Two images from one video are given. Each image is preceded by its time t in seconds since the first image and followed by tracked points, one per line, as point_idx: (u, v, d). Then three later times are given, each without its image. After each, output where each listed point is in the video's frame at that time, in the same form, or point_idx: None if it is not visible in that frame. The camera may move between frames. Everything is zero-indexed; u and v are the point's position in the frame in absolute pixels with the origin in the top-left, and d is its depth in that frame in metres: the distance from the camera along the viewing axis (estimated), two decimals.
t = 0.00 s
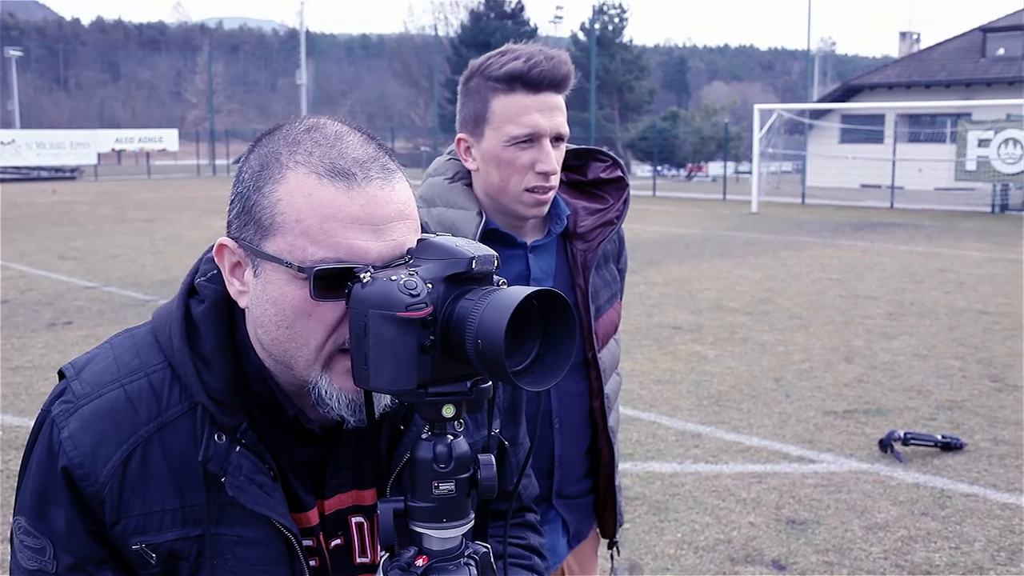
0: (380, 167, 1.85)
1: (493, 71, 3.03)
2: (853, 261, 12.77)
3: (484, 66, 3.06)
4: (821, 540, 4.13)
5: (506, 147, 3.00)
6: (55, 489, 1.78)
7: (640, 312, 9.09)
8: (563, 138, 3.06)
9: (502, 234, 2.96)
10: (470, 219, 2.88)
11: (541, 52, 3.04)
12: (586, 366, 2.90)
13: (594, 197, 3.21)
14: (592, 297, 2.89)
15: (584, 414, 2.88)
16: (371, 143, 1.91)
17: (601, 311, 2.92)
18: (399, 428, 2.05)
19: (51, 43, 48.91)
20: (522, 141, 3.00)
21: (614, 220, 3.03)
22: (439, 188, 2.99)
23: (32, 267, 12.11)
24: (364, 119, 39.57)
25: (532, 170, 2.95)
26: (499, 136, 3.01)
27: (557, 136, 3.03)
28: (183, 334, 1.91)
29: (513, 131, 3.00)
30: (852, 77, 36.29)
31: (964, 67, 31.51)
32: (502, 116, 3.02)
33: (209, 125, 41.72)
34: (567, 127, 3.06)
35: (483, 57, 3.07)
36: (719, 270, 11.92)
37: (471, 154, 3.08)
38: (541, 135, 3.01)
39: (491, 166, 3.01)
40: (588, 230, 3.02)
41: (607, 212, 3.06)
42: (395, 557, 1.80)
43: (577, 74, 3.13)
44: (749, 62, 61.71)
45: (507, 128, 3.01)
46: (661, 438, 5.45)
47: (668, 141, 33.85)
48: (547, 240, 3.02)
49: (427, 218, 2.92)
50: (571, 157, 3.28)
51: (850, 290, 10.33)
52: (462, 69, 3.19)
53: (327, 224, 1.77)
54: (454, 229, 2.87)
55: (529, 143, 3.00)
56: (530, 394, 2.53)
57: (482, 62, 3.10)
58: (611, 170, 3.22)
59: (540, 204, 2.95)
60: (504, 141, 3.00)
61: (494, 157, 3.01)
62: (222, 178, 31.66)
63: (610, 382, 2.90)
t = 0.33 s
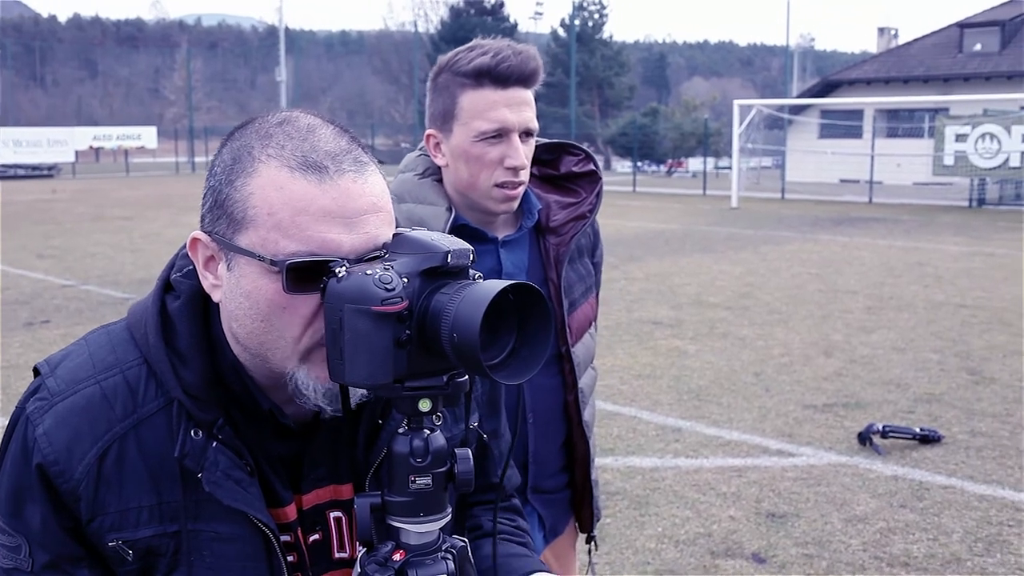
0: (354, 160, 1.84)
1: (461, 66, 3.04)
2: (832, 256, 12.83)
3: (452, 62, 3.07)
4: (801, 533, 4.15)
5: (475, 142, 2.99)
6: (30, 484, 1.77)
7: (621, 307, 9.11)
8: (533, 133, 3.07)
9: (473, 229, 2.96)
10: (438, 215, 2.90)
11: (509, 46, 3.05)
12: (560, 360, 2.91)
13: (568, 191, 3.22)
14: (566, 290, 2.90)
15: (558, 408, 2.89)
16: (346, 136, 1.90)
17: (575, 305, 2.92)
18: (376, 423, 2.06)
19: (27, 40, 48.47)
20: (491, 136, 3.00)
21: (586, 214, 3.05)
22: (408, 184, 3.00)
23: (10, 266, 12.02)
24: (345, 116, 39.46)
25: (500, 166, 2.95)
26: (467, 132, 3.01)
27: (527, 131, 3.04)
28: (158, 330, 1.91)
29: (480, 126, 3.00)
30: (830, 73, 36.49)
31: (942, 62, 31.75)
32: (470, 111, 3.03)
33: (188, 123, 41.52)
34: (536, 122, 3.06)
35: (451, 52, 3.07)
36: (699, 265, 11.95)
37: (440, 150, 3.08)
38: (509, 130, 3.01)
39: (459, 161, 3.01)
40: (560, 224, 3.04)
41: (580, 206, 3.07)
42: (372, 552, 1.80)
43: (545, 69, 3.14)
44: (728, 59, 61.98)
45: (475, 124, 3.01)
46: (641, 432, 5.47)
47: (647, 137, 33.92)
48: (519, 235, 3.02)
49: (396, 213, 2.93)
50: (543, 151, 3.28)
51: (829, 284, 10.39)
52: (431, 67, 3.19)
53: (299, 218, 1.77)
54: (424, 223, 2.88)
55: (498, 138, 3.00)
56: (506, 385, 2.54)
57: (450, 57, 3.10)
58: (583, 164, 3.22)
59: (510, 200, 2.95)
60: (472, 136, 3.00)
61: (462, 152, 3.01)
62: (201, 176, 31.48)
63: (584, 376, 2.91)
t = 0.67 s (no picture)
0: (324, 162, 1.83)
1: (433, 66, 3.04)
2: (808, 256, 12.91)
3: (423, 62, 3.07)
4: (779, 532, 4.18)
5: (449, 141, 3.00)
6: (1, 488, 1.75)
7: (598, 309, 9.13)
8: (506, 132, 3.07)
9: (446, 231, 2.95)
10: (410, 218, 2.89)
11: (481, 46, 3.06)
12: (534, 363, 2.91)
13: (541, 192, 3.22)
14: (540, 292, 2.90)
15: (534, 411, 2.89)
16: (315, 138, 1.90)
17: (550, 307, 2.92)
18: (350, 424, 2.05)
19: None
20: (465, 135, 3.00)
21: (559, 214, 3.06)
22: (380, 187, 2.99)
23: None
24: (321, 117, 39.32)
25: (476, 164, 2.95)
26: (442, 131, 3.01)
27: (501, 130, 3.04)
28: (130, 332, 1.89)
29: (456, 125, 3.01)
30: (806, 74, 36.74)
31: (915, 63, 32.08)
32: (444, 111, 3.03)
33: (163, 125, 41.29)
34: (510, 122, 3.07)
35: (423, 53, 3.08)
36: (676, 266, 12.01)
37: (414, 151, 3.07)
38: (484, 128, 3.01)
39: (433, 161, 3.00)
40: (532, 225, 3.04)
41: (553, 207, 3.08)
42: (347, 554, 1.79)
43: (516, 69, 3.15)
44: (705, 60, 62.30)
45: (450, 122, 3.02)
46: (619, 433, 5.49)
47: (624, 138, 34.05)
48: (493, 236, 3.02)
49: (368, 216, 2.94)
50: (516, 152, 3.28)
51: (805, 285, 10.45)
52: (401, 69, 3.19)
53: (270, 221, 1.76)
54: (396, 225, 2.87)
55: (473, 136, 3.00)
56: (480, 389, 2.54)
57: (421, 58, 3.10)
58: (557, 165, 3.23)
59: (486, 198, 2.94)
60: (446, 135, 3.00)
61: (437, 152, 3.00)
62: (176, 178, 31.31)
63: (560, 379, 2.91)
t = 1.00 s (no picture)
0: (302, 165, 1.83)
1: (410, 67, 3.07)
2: (789, 258, 12.97)
3: (399, 66, 3.09)
4: (761, 533, 4.19)
5: (433, 137, 2.99)
6: None
7: (581, 312, 9.14)
8: (489, 126, 3.07)
9: (431, 234, 2.94)
10: (392, 219, 2.88)
11: (455, 43, 3.09)
12: (515, 365, 2.90)
13: (525, 192, 3.21)
14: (521, 293, 2.89)
15: (515, 412, 2.89)
16: (294, 140, 1.89)
17: (531, 309, 2.91)
18: (329, 428, 2.04)
19: None
20: (449, 130, 3.00)
21: (543, 215, 3.05)
22: (363, 189, 2.98)
23: None
24: (302, 122, 39.22)
25: (464, 158, 2.95)
26: (425, 129, 3.00)
27: (484, 122, 3.05)
28: (108, 336, 1.87)
29: (439, 120, 3.01)
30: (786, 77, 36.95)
31: (894, 67, 32.32)
32: (425, 108, 3.03)
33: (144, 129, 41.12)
34: (491, 115, 3.08)
35: (397, 58, 3.10)
36: (659, 269, 12.03)
37: (397, 154, 3.05)
38: (468, 122, 3.01)
39: (420, 161, 2.99)
40: (516, 227, 3.04)
41: (536, 207, 3.08)
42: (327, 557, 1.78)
43: (491, 67, 3.18)
44: (686, 64, 62.54)
45: (433, 118, 3.01)
46: (602, 436, 5.49)
47: (606, 141, 34.18)
48: (475, 239, 3.01)
49: (350, 219, 2.92)
50: (497, 155, 3.27)
51: (787, 287, 10.49)
52: (377, 79, 3.20)
53: (249, 224, 1.76)
54: (376, 228, 2.86)
55: (457, 130, 3.00)
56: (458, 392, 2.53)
57: (396, 65, 3.13)
58: (540, 165, 3.22)
59: (478, 192, 2.92)
60: (430, 132, 3.00)
61: (422, 151, 2.99)
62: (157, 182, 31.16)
63: (541, 381, 2.89)
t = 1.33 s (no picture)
0: (279, 169, 1.82)
1: (382, 72, 2.93)
2: (771, 260, 13.03)
3: (370, 77, 2.97)
4: (744, 535, 4.21)
5: (417, 135, 2.86)
6: None
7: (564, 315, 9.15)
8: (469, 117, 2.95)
9: (421, 238, 2.84)
10: (380, 225, 2.80)
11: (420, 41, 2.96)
12: (499, 372, 2.83)
13: (511, 199, 3.09)
14: (506, 300, 2.80)
15: (497, 418, 2.83)
16: (270, 144, 1.89)
17: (516, 316, 2.82)
18: (309, 429, 2.02)
19: None
20: (431, 125, 2.87)
21: (530, 221, 2.95)
22: (351, 197, 2.88)
23: None
24: (285, 125, 39.18)
25: (450, 152, 2.83)
26: (407, 128, 2.86)
27: (465, 114, 2.93)
28: (86, 336, 1.86)
29: (419, 118, 2.87)
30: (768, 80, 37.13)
31: (875, 70, 32.52)
32: (402, 110, 2.89)
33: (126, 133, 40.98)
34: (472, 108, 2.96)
35: (368, 69, 2.98)
36: (642, 271, 12.06)
37: (384, 162, 2.91)
38: (448, 114, 2.88)
39: (406, 162, 2.85)
40: (503, 232, 2.93)
41: (523, 213, 2.97)
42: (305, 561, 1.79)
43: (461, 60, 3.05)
44: (668, 66, 62.72)
45: (412, 118, 2.88)
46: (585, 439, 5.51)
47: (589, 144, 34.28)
48: (463, 245, 2.90)
49: (339, 226, 2.82)
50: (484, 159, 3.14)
51: (769, 288, 10.54)
52: (352, 94, 3.08)
53: (225, 228, 1.75)
54: (365, 235, 2.78)
55: (439, 125, 2.87)
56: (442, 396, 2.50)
57: (368, 76, 3.00)
58: (526, 171, 3.10)
59: (468, 185, 2.82)
60: (412, 132, 2.86)
61: (408, 152, 2.85)
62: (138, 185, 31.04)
63: (525, 388, 2.83)
